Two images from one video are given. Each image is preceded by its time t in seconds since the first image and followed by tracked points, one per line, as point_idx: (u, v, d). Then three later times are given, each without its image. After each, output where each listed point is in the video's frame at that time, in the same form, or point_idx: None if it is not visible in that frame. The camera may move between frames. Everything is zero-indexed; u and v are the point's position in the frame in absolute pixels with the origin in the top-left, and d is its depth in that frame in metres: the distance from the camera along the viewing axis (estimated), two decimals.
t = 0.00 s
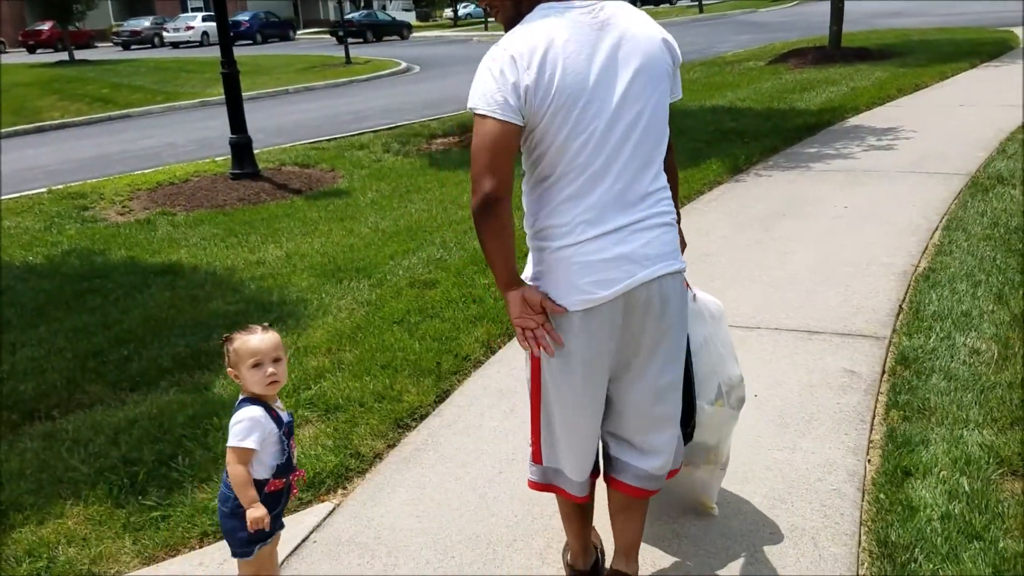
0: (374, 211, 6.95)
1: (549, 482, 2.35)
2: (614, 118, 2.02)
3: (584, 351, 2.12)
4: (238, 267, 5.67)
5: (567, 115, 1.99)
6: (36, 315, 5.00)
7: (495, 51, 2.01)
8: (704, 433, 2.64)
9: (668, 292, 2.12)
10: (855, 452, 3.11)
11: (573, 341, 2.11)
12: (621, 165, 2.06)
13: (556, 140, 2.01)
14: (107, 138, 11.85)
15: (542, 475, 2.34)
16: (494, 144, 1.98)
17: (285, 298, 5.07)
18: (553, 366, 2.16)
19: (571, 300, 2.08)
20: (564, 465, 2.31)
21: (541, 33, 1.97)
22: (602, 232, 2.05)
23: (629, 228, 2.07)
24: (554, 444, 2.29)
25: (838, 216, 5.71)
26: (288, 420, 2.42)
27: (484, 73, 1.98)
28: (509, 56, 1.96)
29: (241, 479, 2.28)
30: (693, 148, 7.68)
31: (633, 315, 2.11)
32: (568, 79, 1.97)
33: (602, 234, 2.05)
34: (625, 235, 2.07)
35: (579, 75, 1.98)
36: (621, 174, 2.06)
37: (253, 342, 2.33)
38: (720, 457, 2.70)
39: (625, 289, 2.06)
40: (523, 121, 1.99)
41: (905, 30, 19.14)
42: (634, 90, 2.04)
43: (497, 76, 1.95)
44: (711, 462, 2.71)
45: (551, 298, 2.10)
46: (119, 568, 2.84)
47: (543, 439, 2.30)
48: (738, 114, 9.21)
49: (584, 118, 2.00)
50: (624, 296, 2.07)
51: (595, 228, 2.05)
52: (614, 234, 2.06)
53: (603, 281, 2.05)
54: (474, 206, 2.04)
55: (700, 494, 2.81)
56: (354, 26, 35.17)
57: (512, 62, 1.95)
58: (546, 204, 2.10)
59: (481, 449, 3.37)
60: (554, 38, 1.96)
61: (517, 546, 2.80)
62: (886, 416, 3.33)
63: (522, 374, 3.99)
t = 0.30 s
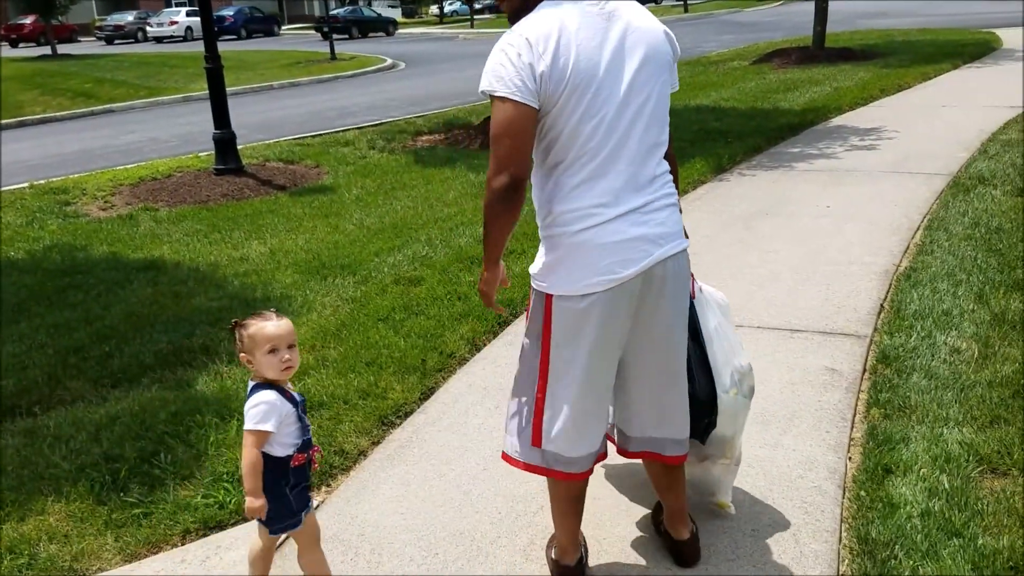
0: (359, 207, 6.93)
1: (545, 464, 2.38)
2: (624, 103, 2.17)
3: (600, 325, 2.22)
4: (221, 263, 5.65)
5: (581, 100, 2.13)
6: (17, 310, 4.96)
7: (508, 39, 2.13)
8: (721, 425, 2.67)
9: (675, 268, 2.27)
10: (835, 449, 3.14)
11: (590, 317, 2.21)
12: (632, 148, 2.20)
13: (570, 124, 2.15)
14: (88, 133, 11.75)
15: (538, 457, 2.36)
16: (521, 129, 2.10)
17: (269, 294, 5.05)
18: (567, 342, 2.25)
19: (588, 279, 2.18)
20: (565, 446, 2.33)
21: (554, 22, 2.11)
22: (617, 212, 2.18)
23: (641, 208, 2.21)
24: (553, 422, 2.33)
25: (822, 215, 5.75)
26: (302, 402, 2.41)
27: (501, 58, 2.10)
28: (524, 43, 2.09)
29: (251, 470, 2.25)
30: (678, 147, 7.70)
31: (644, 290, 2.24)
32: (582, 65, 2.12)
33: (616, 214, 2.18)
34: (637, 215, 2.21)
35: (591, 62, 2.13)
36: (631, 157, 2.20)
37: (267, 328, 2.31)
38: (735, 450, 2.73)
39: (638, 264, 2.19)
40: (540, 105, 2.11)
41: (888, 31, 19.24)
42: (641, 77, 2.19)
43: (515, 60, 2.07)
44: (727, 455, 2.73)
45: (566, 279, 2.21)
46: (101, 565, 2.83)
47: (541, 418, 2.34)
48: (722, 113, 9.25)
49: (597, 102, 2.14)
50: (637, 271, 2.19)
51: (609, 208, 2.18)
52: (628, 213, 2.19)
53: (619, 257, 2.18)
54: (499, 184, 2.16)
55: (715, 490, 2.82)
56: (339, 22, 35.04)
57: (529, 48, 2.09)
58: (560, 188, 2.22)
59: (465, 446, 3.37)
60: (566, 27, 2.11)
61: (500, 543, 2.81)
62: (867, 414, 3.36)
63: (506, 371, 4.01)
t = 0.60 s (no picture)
0: (345, 207, 6.91)
1: (590, 456, 2.39)
2: (667, 94, 2.22)
3: (642, 312, 2.25)
4: (207, 262, 5.62)
5: (629, 89, 2.17)
6: None
7: (560, 23, 2.14)
8: (739, 415, 2.82)
9: (706, 257, 2.33)
10: (820, 446, 3.16)
11: (632, 304, 2.23)
12: (672, 139, 2.25)
13: (617, 112, 2.18)
14: (71, 132, 11.66)
15: (582, 448, 2.38)
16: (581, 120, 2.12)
17: (255, 293, 5.03)
18: (609, 329, 2.26)
19: (630, 265, 2.21)
20: (612, 436, 2.36)
21: (606, 11, 2.14)
22: (657, 199, 2.23)
23: (678, 197, 2.26)
24: (598, 414, 2.34)
25: (807, 213, 5.78)
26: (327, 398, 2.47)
27: (556, 43, 2.11)
28: (579, 28, 2.11)
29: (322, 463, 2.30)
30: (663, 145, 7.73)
31: (680, 278, 2.29)
32: (633, 53, 2.15)
33: (657, 202, 2.23)
34: (675, 203, 2.25)
35: (639, 52, 2.17)
36: (671, 147, 2.25)
37: (297, 326, 2.37)
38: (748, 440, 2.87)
39: (678, 252, 2.24)
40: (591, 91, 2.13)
41: (871, 30, 19.32)
42: (681, 69, 2.25)
43: (573, 45, 2.09)
44: (742, 443, 2.86)
45: (608, 264, 2.22)
46: (86, 566, 2.82)
47: (585, 411, 2.35)
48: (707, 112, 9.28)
49: (643, 92, 2.18)
50: (676, 258, 2.24)
51: (650, 197, 2.22)
52: (667, 201, 2.24)
53: (661, 244, 2.22)
54: (553, 172, 2.17)
55: (728, 475, 2.94)
56: (325, 20, 34.94)
57: (584, 33, 2.11)
58: (601, 176, 2.24)
59: (453, 445, 3.38)
60: (617, 16, 2.15)
61: (488, 541, 2.81)
62: (852, 411, 3.38)
63: (494, 369, 4.01)
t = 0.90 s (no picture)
0: (315, 209, 6.87)
1: (581, 434, 2.51)
2: (662, 96, 2.28)
3: (630, 305, 2.31)
4: (174, 265, 5.57)
5: (626, 90, 2.22)
6: None
7: (564, 21, 2.19)
8: (718, 411, 2.86)
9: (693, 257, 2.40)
10: (788, 448, 3.19)
11: (620, 297, 2.30)
12: (664, 140, 2.31)
13: (613, 112, 2.24)
14: (35, 132, 11.48)
15: (572, 425, 2.49)
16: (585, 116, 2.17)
17: (224, 296, 4.99)
18: (597, 318, 2.34)
19: (620, 261, 2.28)
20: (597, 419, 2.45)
21: (609, 12, 2.19)
22: (647, 200, 2.29)
23: (668, 197, 2.33)
24: (581, 392, 2.44)
25: (775, 217, 5.84)
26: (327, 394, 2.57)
27: (559, 42, 2.15)
28: (582, 29, 2.16)
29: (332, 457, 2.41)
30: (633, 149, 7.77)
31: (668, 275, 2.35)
32: (632, 55, 2.21)
33: (648, 202, 2.29)
34: (664, 204, 2.32)
35: (638, 54, 2.22)
36: (663, 149, 2.31)
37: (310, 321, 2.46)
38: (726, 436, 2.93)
39: (666, 251, 2.30)
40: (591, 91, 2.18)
41: (838, 35, 19.55)
42: (677, 73, 2.31)
43: (575, 45, 2.14)
44: (718, 438, 2.92)
45: (598, 259, 2.29)
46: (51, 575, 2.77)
47: (570, 390, 2.45)
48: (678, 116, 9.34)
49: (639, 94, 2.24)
50: (665, 257, 2.31)
51: (640, 196, 2.29)
52: (657, 202, 2.31)
53: (650, 243, 2.28)
54: (558, 167, 2.20)
55: (701, 467, 3.00)
56: (295, 20, 34.75)
57: (587, 33, 2.16)
58: (594, 172, 2.31)
59: (424, 449, 3.37)
60: (619, 18, 2.20)
61: (459, 546, 2.81)
62: (819, 414, 3.42)
63: (466, 373, 4.01)
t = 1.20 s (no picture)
0: (294, 216, 6.85)
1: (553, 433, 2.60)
2: (627, 109, 2.33)
3: (597, 310, 2.38)
4: (152, 273, 5.53)
5: (590, 104, 2.29)
6: None
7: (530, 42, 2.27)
8: (695, 412, 2.86)
9: (666, 261, 2.44)
10: (766, 454, 3.21)
11: (588, 301, 2.37)
12: (631, 151, 2.37)
13: (579, 126, 2.31)
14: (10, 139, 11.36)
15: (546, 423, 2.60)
16: (552, 131, 2.23)
17: (202, 305, 4.95)
18: (565, 323, 2.42)
19: (586, 267, 2.34)
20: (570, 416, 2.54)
21: (571, 32, 2.26)
22: (614, 208, 2.36)
23: (636, 205, 2.38)
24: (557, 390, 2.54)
25: (753, 224, 5.88)
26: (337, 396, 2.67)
27: (524, 63, 2.23)
28: (545, 50, 2.23)
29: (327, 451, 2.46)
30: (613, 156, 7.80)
31: (638, 280, 2.40)
32: (595, 70, 2.27)
33: (615, 210, 2.36)
34: (633, 212, 2.37)
35: (601, 70, 2.28)
36: (630, 159, 2.37)
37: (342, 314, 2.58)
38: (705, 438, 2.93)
39: (634, 257, 2.35)
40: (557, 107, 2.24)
41: (813, 44, 19.74)
42: (643, 85, 2.36)
43: (539, 66, 2.21)
44: (697, 441, 2.93)
45: (566, 266, 2.37)
46: None
47: (546, 388, 2.56)
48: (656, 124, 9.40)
49: (604, 108, 2.31)
50: (632, 263, 2.36)
51: (606, 205, 2.36)
52: (625, 210, 2.36)
53: (617, 250, 2.34)
54: (529, 183, 2.27)
55: (681, 472, 3.01)
56: (274, 28, 34.65)
57: (550, 55, 2.23)
58: (564, 183, 2.39)
59: (406, 457, 3.36)
60: (582, 36, 2.26)
61: (440, 555, 2.80)
62: (797, 419, 3.44)
63: (448, 380, 4.01)
